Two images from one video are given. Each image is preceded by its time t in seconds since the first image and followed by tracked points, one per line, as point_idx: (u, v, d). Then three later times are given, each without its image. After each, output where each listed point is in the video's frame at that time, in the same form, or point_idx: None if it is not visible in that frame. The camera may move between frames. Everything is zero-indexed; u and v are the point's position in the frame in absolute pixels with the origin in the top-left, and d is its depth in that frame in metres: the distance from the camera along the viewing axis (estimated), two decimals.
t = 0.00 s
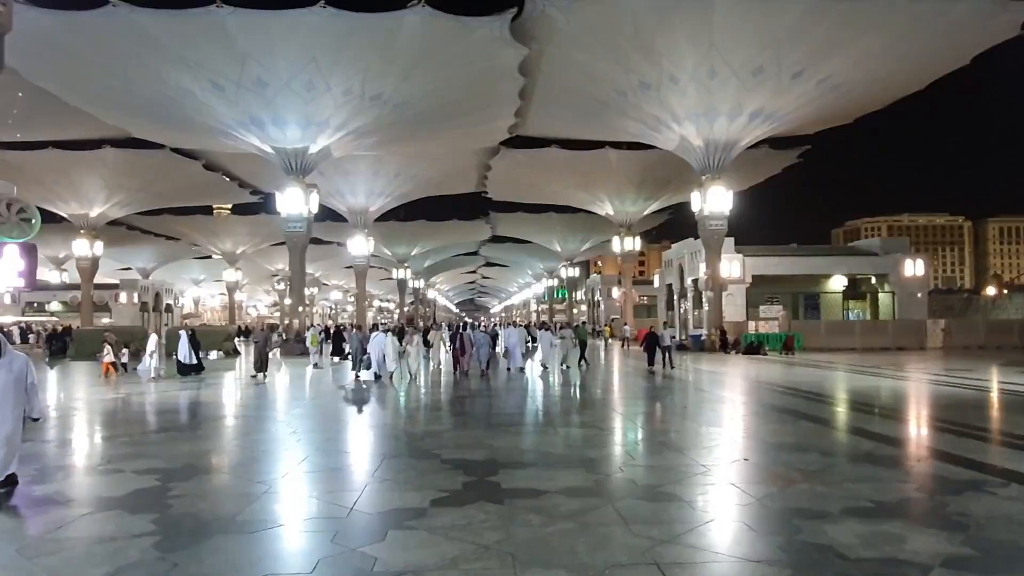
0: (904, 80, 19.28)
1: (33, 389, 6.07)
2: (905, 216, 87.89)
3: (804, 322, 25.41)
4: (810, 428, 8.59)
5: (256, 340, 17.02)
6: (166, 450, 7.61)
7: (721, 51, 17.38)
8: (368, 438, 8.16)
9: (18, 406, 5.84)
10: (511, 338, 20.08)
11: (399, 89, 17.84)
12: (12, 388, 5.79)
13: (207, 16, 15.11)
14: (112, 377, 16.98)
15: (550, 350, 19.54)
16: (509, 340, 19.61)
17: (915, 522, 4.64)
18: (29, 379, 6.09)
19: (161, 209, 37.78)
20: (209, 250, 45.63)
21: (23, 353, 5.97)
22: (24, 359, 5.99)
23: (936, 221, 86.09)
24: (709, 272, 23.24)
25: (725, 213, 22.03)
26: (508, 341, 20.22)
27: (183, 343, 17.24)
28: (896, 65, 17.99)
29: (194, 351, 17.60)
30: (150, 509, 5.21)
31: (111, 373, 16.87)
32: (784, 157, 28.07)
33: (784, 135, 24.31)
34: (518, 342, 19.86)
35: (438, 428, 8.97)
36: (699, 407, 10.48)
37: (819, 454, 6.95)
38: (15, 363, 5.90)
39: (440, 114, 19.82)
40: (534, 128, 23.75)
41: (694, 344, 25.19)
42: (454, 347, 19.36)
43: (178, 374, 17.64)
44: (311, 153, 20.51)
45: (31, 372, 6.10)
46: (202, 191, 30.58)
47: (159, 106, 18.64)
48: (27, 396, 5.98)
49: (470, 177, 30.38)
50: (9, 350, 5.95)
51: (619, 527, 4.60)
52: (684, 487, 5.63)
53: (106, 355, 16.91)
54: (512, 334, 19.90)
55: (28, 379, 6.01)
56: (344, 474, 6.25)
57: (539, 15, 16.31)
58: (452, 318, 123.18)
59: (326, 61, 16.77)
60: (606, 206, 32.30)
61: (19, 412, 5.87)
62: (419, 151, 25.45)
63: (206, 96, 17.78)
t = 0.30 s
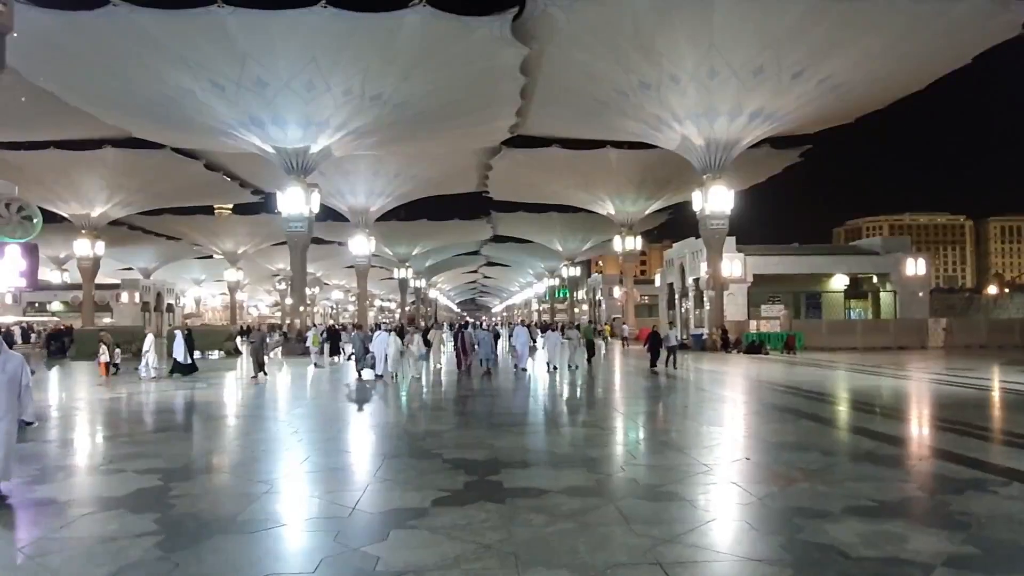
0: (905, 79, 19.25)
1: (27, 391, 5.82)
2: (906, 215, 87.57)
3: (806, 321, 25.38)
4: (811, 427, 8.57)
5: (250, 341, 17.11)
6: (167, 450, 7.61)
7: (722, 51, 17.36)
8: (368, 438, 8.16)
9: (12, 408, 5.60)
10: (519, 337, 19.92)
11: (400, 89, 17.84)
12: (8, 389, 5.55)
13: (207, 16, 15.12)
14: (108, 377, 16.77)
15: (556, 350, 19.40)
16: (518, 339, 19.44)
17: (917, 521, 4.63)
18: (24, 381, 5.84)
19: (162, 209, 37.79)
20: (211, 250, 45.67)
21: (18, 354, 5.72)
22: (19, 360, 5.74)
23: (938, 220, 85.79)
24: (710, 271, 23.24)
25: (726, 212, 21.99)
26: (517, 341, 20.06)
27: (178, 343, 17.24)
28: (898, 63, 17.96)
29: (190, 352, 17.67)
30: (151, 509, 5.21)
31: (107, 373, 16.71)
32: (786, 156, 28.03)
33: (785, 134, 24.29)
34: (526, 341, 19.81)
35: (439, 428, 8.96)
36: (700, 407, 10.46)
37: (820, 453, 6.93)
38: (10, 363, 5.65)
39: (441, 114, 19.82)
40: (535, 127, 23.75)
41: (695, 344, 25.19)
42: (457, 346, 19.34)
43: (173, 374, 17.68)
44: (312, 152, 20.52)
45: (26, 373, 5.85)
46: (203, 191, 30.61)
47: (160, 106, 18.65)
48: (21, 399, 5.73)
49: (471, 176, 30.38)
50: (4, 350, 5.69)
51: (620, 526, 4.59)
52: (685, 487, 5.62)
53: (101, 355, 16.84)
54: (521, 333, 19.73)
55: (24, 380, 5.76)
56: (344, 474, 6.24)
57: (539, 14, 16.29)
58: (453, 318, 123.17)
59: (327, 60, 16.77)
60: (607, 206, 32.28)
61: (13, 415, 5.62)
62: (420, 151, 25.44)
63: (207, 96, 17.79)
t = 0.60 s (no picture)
0: (911, 77, 19.18)
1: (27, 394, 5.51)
2: (912, 214, 87.45)
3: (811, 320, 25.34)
4: (816, 426, 8.55)
5: (252, 341, 17.16)
6: (173, 449, 7.62)
7: (727, 50, 17.33)
8: (372, 437, 8.18)
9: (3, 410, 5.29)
10: (530, 337, 19.84)
11: (404, 88, 17.86)
12: None
13: (212, 16, 15.14)
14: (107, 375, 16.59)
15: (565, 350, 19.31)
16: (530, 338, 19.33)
17: (922, 520, 4.62)
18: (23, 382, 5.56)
19: (167, 209, 37.86)
20: (216, 250, 45.78)
21: (16, 354, 5.43)
22: (16, 359, 5.45)
23: (944, 219, 85.66)
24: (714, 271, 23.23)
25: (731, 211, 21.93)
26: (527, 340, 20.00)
27: (178, 343, 17.30)
28: (904, 61, 17.90)
29: (190, 349, 17.67)
30: (158, 507, 5.23)
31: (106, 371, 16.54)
32: (791, 155, 27.98)
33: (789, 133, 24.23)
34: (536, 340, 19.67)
35: (444, 426, 8.98)
36: (704, 406, 10.44)
37: (825, 452, 6.93)
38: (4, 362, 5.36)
39: (445, 113, 19.82)
40: (539, 126, 23.74)
41: (700, 343, 25.19)
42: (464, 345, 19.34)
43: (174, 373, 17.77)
44: (317, 152, 20.54)
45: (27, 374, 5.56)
46: (208, 190, 30.68)
47: (165, 106, 18.68)
48: (18, 403, 5.40)
49: (475, 176, 30.39)
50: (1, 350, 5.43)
51: (625, 526, 4.59)
52: (689, 486, 5.61)
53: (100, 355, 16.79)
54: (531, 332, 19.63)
55: (23, 382, 5.46)
56: (349, 474, 6.23)
57: (544, 13, 16.25)
58: (458, 318, 123.28)
59: (331, 60, 16.77)
60: (611, 205, 32.24)
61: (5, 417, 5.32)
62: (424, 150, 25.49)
63: (211, 95, 17.81)
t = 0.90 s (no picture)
0: (930, 73, 18.97)
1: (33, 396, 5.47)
2: (931, 212, 86.52)
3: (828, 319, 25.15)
4: (835, 426, 8.49)
5: (266, 340, 17.16)
6: (191, 446, 7.69)
7: (743, 47, 17.22)
8: (388, 436, 8.22)
9: (11, 410, 5.24)
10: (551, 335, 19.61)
11: (419, 87, 17.90)
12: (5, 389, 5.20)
13: (228, 17, 15.24)
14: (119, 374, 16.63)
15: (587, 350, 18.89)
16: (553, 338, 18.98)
17: (942, 521, 4.57)
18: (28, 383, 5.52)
19: (184, 208, 38.18)
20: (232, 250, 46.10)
21: (21, 354, 5.40)
22: (22, 361, 5.42)
23: (963, 216, 84.72)
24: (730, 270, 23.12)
25: (747, 209, 21.80)
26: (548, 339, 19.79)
27: (191, 342, 17.48)
28: (923, 57, 17.71)
29: (202, 349, 17.78)
30: (177, 504, 5.28)
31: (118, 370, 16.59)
32: (807, 153, 27.78)
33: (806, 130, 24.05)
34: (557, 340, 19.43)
35: (460, 425, 9.00)
36: (721, 405, 10.38)
37: (843, 452, 6.88)
38: (10, 363, 5.32)
39: (460, 111, 19.85)
40: (553, 125, 23.70)
41: (714, 343, 25.07)
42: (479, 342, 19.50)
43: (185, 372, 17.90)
44: (332, 151, 20.62)
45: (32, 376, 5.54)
46: (224, 190, 30.91)
47: (183, 107, 18.86)
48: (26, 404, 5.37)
49: (489, 175, 30.42)
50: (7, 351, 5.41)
51: (641, 525, 4.58)
52: (705, 486, 5.59)
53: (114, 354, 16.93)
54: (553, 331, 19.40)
55: (28, 383, 5.42)
56: (364, 472, 6.26)
57: (559, 11, 16.22)
58: (472, 317, 123.46)
59: (346, 60, 16.84)
60: (626, 204, 32.16)
61: (15, 418, 5.27)
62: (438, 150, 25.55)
63: (228, 96, 17.94)
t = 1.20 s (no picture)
0: (959, 69, 18.65)
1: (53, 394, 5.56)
2: (960, 210, 85.04)
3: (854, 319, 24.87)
4: (861, 427, 8.39)
5: (288, 339, 16.52)
6: (217, 445, 7.80)
7: (767, 44, 17.07)
8: (410, 434, 8.26)
9: (34, 409, 5.24)
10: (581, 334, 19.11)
11: (441, 88, 17.97)
12: (28, 388, 5.18)
13: (253, 19, 15.40)
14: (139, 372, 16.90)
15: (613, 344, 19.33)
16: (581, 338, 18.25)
17: (971, 523, 4.51)
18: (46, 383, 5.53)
19: (210, 209, 38.66)
20: (257, 250, 46.60)
21: (42, 353, 5.41)
22: (42, 360, 5.43)
23: (994, 214, 83.16)
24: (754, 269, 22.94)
25: (771, 208, 21.61)
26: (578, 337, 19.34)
27: (211, 342, 17.78)
28: (952, 53, 17.42)
29: (220, 349, 18.10)
30: (204, 501, 5.35)
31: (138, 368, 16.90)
32: (833, 150, 27.46)
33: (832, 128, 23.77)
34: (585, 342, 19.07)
35: (483, 424, 9.02)
36: (745, 405, 10.33)
37: (870, 453, 6.80)
38: (31, 362, 5.32)
39: (481, 111, 19.89)
40: (575, 124, 23.67)
41: (738, 342, 24.86)
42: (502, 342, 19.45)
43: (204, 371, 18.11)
44: (355, 152, 20.74)
45: (49, 376, 5.56)
46: (249, 191, 31.25)
47: (210, 109, 19.11)
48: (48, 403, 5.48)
49: (512, 175, 30.44)
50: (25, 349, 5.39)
51: (665, 525, 4.56)
52: (730, 487, 5.54)
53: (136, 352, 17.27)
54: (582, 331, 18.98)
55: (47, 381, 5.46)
56: (387, 471, 6.30)
57: (581, 10, 16.17)
58: (494, 316, 123.64)
59: (369, 61, 16.93)
60: (649, 203, 32.02)
61: (37, 418, 5.26)
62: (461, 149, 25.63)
63: (253, 98, 18.13)
